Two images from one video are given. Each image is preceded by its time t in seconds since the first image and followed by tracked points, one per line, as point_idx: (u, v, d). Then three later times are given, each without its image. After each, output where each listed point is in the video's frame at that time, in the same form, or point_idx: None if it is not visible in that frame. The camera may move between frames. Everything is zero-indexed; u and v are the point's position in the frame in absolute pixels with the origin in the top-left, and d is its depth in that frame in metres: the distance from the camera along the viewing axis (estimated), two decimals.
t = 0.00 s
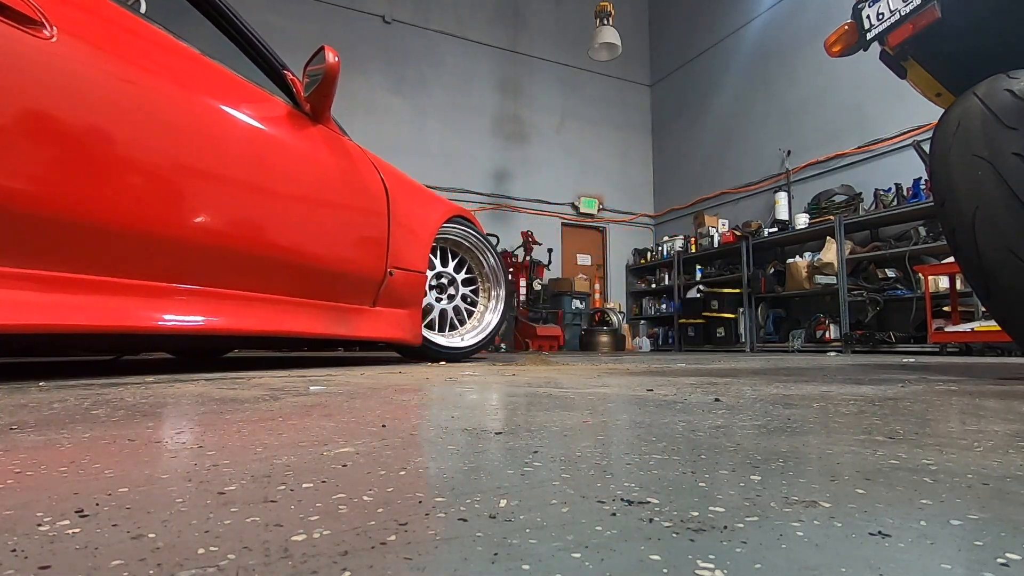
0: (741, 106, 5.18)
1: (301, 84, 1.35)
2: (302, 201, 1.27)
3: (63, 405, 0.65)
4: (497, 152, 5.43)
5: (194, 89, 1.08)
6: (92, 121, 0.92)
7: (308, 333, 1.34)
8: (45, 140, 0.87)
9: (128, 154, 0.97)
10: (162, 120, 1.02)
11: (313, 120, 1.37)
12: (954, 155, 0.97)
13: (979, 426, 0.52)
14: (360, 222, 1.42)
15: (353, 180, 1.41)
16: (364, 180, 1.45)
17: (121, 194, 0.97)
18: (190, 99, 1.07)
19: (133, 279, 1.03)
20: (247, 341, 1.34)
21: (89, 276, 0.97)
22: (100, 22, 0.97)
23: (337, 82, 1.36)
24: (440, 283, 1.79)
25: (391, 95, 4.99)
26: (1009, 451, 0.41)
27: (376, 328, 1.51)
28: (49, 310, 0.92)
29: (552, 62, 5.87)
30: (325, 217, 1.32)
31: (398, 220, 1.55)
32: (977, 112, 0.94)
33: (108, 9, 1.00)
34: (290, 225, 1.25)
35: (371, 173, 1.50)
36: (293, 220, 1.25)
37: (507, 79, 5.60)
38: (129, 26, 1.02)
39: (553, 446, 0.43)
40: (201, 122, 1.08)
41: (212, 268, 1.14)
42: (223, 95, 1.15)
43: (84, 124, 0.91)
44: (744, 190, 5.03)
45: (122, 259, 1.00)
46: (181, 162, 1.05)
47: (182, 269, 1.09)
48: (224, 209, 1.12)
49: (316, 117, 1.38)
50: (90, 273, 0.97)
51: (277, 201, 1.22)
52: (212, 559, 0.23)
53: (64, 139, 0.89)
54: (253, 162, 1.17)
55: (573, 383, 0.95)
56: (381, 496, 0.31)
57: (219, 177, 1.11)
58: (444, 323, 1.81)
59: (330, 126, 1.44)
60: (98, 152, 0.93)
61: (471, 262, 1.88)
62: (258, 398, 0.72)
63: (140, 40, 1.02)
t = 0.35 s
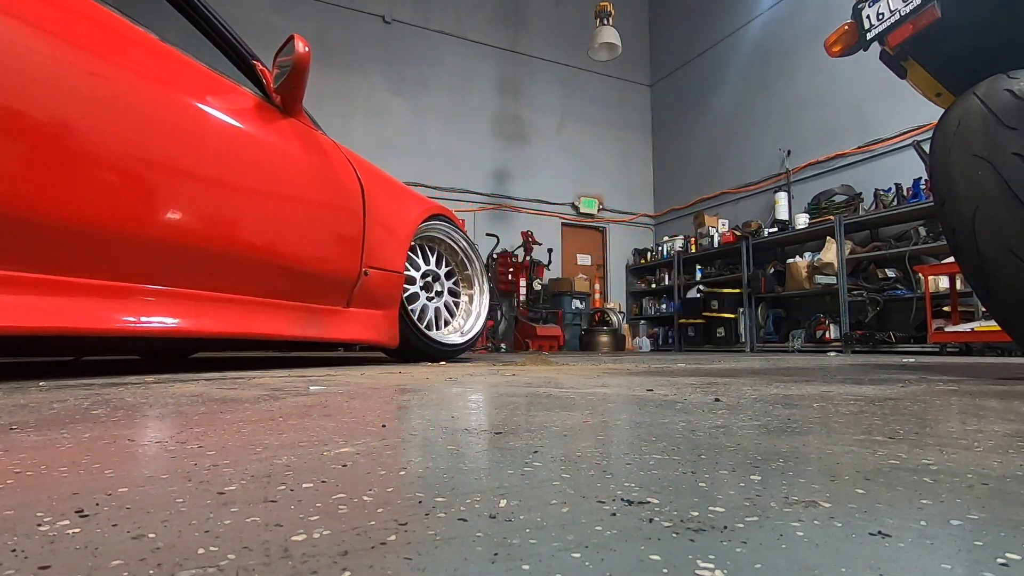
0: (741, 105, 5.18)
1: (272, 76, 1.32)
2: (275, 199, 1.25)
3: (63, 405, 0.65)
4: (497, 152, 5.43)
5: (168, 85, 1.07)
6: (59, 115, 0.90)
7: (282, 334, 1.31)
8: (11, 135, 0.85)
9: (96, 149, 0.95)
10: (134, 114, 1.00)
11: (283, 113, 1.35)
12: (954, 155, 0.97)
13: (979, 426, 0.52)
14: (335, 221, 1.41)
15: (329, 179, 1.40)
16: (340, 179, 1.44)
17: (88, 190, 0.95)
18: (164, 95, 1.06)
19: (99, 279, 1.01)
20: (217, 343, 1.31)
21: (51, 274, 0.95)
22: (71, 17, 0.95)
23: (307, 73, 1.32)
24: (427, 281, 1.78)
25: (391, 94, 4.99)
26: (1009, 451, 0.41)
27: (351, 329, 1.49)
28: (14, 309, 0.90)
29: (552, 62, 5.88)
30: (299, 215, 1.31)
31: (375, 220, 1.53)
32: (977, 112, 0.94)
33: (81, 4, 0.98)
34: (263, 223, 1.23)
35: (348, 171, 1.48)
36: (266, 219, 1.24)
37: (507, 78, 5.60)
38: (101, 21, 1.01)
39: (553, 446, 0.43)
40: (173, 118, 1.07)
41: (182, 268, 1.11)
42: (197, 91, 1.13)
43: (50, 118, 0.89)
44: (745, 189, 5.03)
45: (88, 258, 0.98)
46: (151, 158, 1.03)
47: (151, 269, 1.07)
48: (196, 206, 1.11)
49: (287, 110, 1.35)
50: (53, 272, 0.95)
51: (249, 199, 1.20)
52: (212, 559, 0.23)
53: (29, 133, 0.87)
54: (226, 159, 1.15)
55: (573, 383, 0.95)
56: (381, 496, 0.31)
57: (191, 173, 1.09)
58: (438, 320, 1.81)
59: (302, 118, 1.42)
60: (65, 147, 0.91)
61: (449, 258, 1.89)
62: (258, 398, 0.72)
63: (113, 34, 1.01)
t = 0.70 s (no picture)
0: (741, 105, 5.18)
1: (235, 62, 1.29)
2: (251, 199, 1.23)
3: (63, 404, 0.65)
4: (497, 152, 5.43)
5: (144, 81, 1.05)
6: (27, 108, 0.88)
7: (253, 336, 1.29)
8: None
9: (72, 146, 0.94)
10: (107, 110, 0.98)
11: (247, 98, 1.30)
12: (954, 155, 0.97)
13: (979, 426, 0.52)
14: (312, 221, 1.39)
15: (307, 180, 1.38)
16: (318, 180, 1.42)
17: (63, 187, 0.93)
18: (139, 91, 1.04)
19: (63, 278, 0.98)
20: (186, 343, 1.28)
21: (11, 272, 0.92)
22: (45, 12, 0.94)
23: (271, 54, 1.28)
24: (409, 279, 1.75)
25: (392, 95, 4.99)
26: (1010, 451, 0.41)
27: (325, 330, 1.46)
28: None
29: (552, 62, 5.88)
30: (276, 215, 1.29)
31: (353, 220, 1.51)
32: (977, 112, 0.93)
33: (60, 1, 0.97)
34: (239, 222, 1.21)
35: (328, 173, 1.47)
36: (241, 218, 1.22)
37: (507, 78, 5.60)
38: (76, 17, 0.99)
39: (553, 446, 0.43)
40: (148, 114, 1.05)
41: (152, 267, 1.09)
42: (174, 88, 1.12)
43: (17, 111, 0.87)
44: (745, 190, 5.03)
45: (52, 255, 0.95)
46: (125, 155, 1.01)
47: (127, 268, 1.05)
48: (169, 205, 1.08)
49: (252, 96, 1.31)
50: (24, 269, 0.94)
51: (225, 197, 1.18)
52: (213, 559, 0.23)
53: None
54: (203, 158, 1.14)
55: (572, 383, 0.95)
56: (382, 496, 0.31)
57: (165, 171, 1.07)
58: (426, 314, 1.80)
59: (268, 104, 1.37)
60: (33, 140, 0.89)
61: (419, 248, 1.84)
62: (258, 398, 0.72)
63: (89, 30, 1.00)
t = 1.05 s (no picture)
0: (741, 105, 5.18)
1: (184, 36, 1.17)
2: (241, 199, 1.19)
3: (64, 404, 0.65)
4: (497, 152, 5.44)
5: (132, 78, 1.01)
6: (11, 106, 0.84)
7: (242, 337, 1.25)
8: None
9: (62, 148, 0.90)
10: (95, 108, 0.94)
11: (197, 75, 1.18)
12: (954, 155, 0.97)
13: (979, 426, 0.52)
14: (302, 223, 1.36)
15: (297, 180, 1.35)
16: (306, 180, 1.39)
17: (52, 190, 0.90)
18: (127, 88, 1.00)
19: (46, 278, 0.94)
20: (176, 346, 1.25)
21: None
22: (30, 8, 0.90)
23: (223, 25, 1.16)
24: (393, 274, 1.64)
25: (392, 95, 4.99)
26: (1010, 452, 0.41)
27: (315, 331, 1.43)
28: None
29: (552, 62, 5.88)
30: (266, 216, 1.25)
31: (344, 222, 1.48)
32: (977, 112, 0.93)
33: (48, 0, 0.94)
34: (229, 224, 1.17)
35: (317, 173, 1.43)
36: (231, 219, 1.18)
37: (507, 78, 5.60)
38: (65, 16, 0.96)
39: (554, 446, 0.43)
40: (139, 114, 1.01)
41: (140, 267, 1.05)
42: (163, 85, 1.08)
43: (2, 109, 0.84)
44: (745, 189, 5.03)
45: (34, 256, 0.92)
46: (114, 155, 0.97)
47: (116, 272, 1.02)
48: (160, 207, 1.05)
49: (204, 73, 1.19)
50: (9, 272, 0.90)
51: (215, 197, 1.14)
52: (213, 559, 0.23)
53: None
54: (194, 157, 1.10)
55: (573, 384, 0.95)
56: (383, 496, 0.31)
57: (155, 171, 1.03)
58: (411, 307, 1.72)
59: (223, 83, 1.25)
60: (16, 139, 0.85)
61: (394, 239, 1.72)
62: (258, 398, 0.72)
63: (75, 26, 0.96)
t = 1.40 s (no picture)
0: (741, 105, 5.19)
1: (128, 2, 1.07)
2: (236, 200, 1.18)
3: (64, 405, 0.65)
4: (497, 152, 5.44)
5: (135, 80, 1.00)
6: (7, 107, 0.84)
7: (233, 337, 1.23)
8: None
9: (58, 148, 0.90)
10: (93, 110, 0.94)
11: (143, 45, 1.07)
12: (954, 155, 0.97)
13: (980, 426, 0.52)
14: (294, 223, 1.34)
15: (293, 182, 1.34)
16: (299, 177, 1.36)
17: (46, 191, 0.90)
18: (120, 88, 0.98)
19: (35, 278, 0.94)
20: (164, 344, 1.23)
21: None
22: (30, 11, 0.90)
23: None
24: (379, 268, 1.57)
25: (392, 95, 4.99)
26: (1010, 452, 0.41)
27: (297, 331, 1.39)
28: None
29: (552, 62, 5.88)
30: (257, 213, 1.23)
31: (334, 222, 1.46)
32: (977, 112, 0.94)
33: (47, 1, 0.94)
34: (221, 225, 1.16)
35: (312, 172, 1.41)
36: (224, 219, 1.17)
37: (507, 78, 5.60)
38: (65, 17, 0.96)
39: (554, 446, 0.43)
40: (137, 115, 1.00)
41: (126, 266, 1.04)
42: (164, 86, 1.07)
43: None
44: (745, 189, 5.03)
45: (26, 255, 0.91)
46: (110, 156, 0.97)
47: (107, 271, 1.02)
48: (154, 208, 1.05)
49: (151, 43, 1.08)
50: None
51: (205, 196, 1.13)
52: (212, 559, 0.23)
53: None
54: (191, 158, 1.09)
55: (573, 384, 0.95)
56: (382, 496, 0.31)
57: (150, 173, 1.03)
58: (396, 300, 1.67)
59: (174, 54, 1.14)
60: (11, 140, 0.85)
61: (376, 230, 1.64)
62: (259, 398, 0.72)
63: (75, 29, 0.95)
